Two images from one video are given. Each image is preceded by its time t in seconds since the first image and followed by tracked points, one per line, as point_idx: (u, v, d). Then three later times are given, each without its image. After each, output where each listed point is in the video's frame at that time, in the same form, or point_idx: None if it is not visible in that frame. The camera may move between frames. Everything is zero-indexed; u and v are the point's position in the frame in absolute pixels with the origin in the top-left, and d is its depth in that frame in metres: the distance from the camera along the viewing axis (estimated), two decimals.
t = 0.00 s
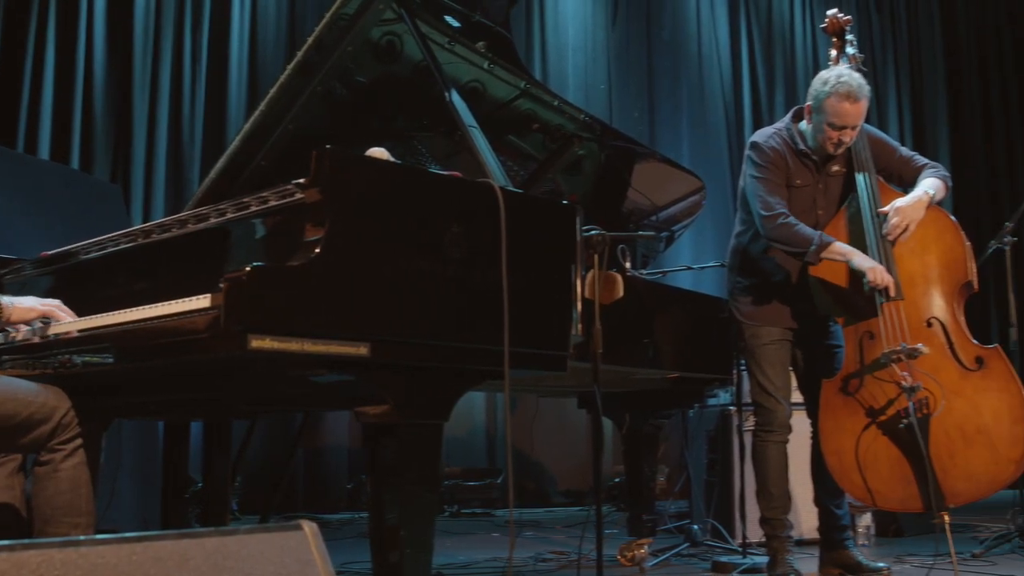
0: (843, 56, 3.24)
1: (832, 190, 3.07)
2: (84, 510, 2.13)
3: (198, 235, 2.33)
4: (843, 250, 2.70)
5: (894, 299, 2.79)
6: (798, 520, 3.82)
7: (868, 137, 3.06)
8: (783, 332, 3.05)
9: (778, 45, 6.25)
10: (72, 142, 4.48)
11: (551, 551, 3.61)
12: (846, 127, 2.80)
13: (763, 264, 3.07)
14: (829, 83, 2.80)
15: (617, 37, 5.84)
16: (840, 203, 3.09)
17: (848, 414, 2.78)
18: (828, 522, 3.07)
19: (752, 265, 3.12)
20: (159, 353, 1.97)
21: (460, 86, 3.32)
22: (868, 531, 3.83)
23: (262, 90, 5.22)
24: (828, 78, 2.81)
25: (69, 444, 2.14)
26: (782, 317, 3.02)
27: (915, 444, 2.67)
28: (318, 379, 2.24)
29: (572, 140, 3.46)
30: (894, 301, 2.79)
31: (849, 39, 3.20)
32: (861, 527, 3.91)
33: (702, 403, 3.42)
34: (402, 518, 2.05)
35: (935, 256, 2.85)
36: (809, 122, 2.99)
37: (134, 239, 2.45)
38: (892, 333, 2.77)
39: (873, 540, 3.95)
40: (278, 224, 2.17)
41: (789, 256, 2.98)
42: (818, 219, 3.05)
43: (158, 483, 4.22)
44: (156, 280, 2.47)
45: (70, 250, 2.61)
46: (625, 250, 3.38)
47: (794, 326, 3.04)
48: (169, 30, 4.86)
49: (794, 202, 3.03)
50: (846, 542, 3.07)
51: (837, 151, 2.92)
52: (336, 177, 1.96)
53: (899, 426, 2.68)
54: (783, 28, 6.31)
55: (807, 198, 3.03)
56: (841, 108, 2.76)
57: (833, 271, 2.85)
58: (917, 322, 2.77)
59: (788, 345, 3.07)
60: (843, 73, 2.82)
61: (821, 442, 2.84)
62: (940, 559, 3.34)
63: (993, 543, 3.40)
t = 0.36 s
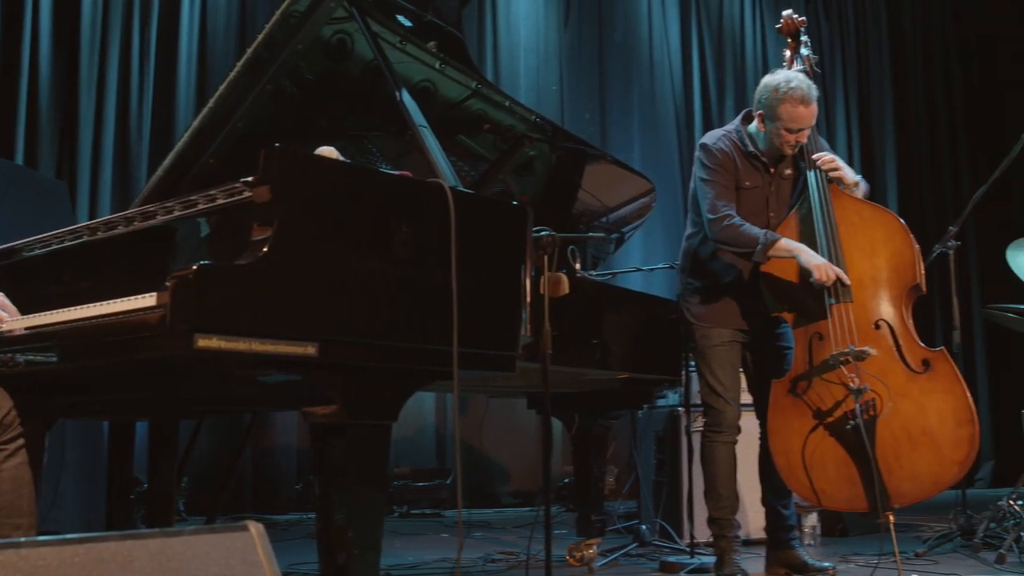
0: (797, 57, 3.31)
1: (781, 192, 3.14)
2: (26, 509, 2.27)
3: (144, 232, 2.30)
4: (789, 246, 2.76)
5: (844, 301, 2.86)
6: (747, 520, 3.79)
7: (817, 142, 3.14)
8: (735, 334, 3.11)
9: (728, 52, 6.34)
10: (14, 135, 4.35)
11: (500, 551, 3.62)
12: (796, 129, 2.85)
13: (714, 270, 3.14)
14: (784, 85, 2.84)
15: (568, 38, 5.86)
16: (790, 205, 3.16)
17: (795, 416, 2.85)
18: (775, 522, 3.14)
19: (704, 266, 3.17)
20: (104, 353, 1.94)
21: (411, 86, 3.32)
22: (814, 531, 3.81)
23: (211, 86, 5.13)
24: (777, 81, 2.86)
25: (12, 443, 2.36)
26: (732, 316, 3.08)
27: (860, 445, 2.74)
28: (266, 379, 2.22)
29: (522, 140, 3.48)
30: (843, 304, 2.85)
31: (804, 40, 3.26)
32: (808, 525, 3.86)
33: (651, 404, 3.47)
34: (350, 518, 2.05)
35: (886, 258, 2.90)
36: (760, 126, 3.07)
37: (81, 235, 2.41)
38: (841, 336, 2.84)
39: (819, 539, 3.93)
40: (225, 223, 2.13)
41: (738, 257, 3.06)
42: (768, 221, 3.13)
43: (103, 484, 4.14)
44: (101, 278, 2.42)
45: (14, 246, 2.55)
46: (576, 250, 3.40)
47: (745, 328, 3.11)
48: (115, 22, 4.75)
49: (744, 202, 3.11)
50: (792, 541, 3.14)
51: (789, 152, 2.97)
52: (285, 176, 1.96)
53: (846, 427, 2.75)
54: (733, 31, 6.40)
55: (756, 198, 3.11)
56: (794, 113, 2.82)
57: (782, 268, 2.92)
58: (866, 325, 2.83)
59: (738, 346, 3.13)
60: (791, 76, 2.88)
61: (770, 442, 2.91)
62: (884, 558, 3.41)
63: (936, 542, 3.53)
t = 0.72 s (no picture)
0: (757, 58, 3.37)
1: (736, 191, 3.22)
2: None
3: (94, 230, 2.27)
4: (744, 246, 2.81)
5: (797, 303, 2.92)
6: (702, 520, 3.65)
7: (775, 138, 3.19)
8: (695, 335, 3.15)
9: (685, 54, 6.42)
10: None
11: (455, 552, 3.61)
12: (742, 127, 2.92)
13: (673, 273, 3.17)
14: (729, 84, 2.91)
15: (527, 38, 5.88)
16: (744, 206, 3.24)
17: (747, 416, 2.91)
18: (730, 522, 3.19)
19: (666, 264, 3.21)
20: (53, 352, 1.91)
21: (368, 85, 3.32)
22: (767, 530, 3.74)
23: (166, 79, 5.03)
24: (730, 80, 2.91)
25: None
26: (691, 316, 3.13)
27: (809, 446, 2.80)
28: (218, 379, 2.20)
29: (478, 141, 3.50)
30: (796, 305, 2.92)
31: (765, 42, 3.32)
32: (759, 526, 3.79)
33: (606, 404, 3.49)
34: (303, 518, 2.04)
35: (839, 261, 2.96)
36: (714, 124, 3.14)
37: (33, 232, 2.38)
38: (792, 337, 2.90)
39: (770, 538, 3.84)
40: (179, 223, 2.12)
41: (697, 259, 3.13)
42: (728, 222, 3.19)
43: (51, 485, 4.05)
44: (49, 276, 2.37)
45: None
46: (531, 251, 3.41)
47: (705, 329, 3.15)
48: (68, 13, 4.65)
49: (702, 202, 3.17)
50: (745, 542, 3.23)
51: (735, 149, 3.05)
52: (240, 174, 1.94)
53: (796, 429, 2.81)
54: (689, 33, 6.48)
55: (713, 196, 3.17)
56: (741, 109, 2.88)
57: (738, 268, 2.99)
58: (818, 327, 2.90)
59: (699, 347, 3.18)
60: (744, 74, 2.93)
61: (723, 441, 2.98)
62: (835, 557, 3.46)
63: (887, 542, 3.58)
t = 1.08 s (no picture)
0: (717, 63, 3.41)
1: (693, 192, 3.26)
2: None
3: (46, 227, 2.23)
4: (701, 251, 2.86)
5: (753, 305, 2.97)
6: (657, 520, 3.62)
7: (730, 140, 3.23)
8: (651, 336, 3.20)
9: (643, 56, 6.49)
10: None
11: (410, 552, 3.60)
12: (699, 126, 2.95)
13: (629, 275, 3.22)
14: (683, 84, 2.95)
15: (487, 37, 5.89)
16: (702, 207, 3.28)
17: (704, 414, 2.97)
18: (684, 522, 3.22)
19: (623, 266, 3.24)
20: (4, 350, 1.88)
21: (326, 84, 3.30)
22: (722, 531, 3.65)
23: (123, 71, 4.95)
24: (685, 80, 2.96)
25: None
26: (645, 317, 3.18)
27: (765, 445, 2.86)
28: (172, 379, 2.19)
29: (436, 141, 3.49)
30: (753, 307, 2.97)
31: (724, 47, 3.37)
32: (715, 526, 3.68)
33: (563, 404, 3.50)
34: (259, 519, 2.04)
35: (796, 263, 3.00)
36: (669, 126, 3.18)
37: None
38: (749, 338, 2.96)
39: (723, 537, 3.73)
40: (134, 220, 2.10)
41: (653, 260, 3.14)
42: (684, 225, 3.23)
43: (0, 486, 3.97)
44: None
45: None
46: (487, 251, 3.43)
47: (660, 331, 3.21)
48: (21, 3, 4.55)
49: (660, 202, 3.21)
50: (700, 541, 3.26)
51: (692, 150, 3.09)
52: (196, 172, 1.92)
53: (752, 428, 2.87)
54: (647, 36, 6.55)
55: (670, 198, 3.21)
56: (696, 109, 2.91)
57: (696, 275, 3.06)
58: (775, 329, 2.95)
59: (655, 349, 3.23)
60: (698, 75, 2.98)
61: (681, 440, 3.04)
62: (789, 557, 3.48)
63: (840, 542, 3.58)
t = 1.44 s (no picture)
0: (678, 65, 3.43)
1: (649, 193, 3.29)
2: None
3: None
4: (654, 256, 2.90)
5: (711, 305, 3.04)
6: (611, 520, 3.65)
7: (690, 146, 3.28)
8: (607, 336, 3.24)
9: (600, 57, 6.51)
10: None
11: (365, 552, 3.58)
12: (658, 124, 2.96)
13: (585, 275, 3.25)
14: (641, 84, 2.97)
15: (444, 36, 5.88)
16: (659, 207, 3.32)
17: (662, 414, 3.00)
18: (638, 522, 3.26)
19: (580, 265, 3.27)
20: None
21: (281, 81, 3.27)
22: (676, 531, 3.64)
23: (74, 65, 4.84)
24: (642, 79, 2.98)
25: None
26: (601, 317, 3.22)
27: (721, 445, 2.91)
28: (123, 378, 2.16)
29: (392, 140, 3.48)
30: (711, 308, 3.04)
31: (685, 49, 3.40)
32: (669, 526, 3.68)
33: (518, 405, 3.49)
34: (210, 520, 2.04)
35: (754, 267, 3.09)
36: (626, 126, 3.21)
37: None
38: (707, 338, 3.02)
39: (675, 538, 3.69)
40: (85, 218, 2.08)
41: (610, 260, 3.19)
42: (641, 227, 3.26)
43: None
44: None
45: None
46: (443, 252, 3.42)
47: (614, 329, 3.25)
48: None
49: (616, 203, 3.23)
50: (653, 542, 3.32)
51: (652, 149, 3.09)
52: (147, 168, 1.90)
53: (709, 428, 2.92)
54: (605, 38, 6.57)
55: (626, 198, 3.24)
56: (654, 106, 2.92)
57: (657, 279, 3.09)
58: (732, 329, 3.01)
59: (610, 349, 3.26)
60: (655, 75, 3.00)
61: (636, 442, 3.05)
62: (741, 556, 3.44)
63: (791, 541, 3.52)
